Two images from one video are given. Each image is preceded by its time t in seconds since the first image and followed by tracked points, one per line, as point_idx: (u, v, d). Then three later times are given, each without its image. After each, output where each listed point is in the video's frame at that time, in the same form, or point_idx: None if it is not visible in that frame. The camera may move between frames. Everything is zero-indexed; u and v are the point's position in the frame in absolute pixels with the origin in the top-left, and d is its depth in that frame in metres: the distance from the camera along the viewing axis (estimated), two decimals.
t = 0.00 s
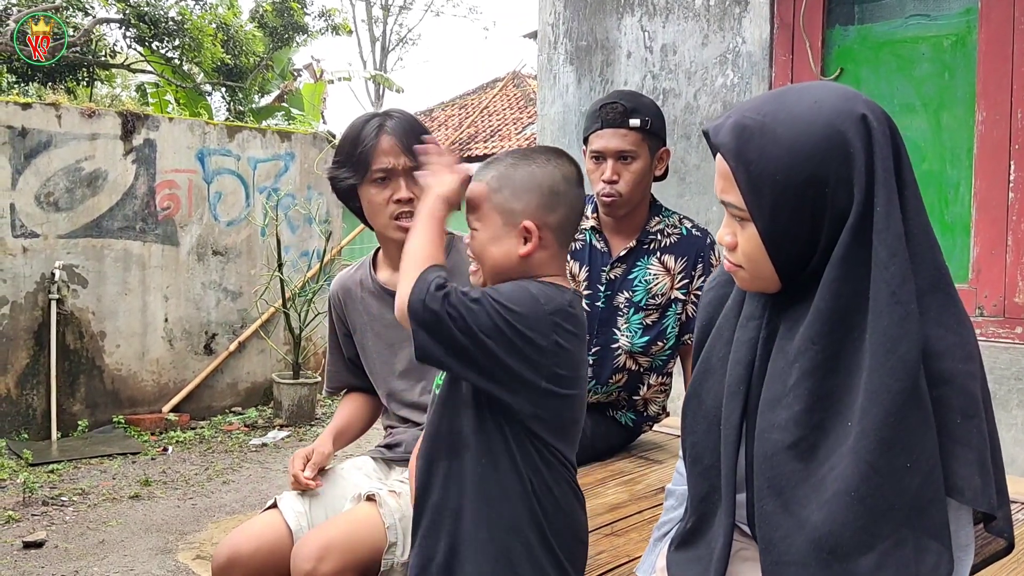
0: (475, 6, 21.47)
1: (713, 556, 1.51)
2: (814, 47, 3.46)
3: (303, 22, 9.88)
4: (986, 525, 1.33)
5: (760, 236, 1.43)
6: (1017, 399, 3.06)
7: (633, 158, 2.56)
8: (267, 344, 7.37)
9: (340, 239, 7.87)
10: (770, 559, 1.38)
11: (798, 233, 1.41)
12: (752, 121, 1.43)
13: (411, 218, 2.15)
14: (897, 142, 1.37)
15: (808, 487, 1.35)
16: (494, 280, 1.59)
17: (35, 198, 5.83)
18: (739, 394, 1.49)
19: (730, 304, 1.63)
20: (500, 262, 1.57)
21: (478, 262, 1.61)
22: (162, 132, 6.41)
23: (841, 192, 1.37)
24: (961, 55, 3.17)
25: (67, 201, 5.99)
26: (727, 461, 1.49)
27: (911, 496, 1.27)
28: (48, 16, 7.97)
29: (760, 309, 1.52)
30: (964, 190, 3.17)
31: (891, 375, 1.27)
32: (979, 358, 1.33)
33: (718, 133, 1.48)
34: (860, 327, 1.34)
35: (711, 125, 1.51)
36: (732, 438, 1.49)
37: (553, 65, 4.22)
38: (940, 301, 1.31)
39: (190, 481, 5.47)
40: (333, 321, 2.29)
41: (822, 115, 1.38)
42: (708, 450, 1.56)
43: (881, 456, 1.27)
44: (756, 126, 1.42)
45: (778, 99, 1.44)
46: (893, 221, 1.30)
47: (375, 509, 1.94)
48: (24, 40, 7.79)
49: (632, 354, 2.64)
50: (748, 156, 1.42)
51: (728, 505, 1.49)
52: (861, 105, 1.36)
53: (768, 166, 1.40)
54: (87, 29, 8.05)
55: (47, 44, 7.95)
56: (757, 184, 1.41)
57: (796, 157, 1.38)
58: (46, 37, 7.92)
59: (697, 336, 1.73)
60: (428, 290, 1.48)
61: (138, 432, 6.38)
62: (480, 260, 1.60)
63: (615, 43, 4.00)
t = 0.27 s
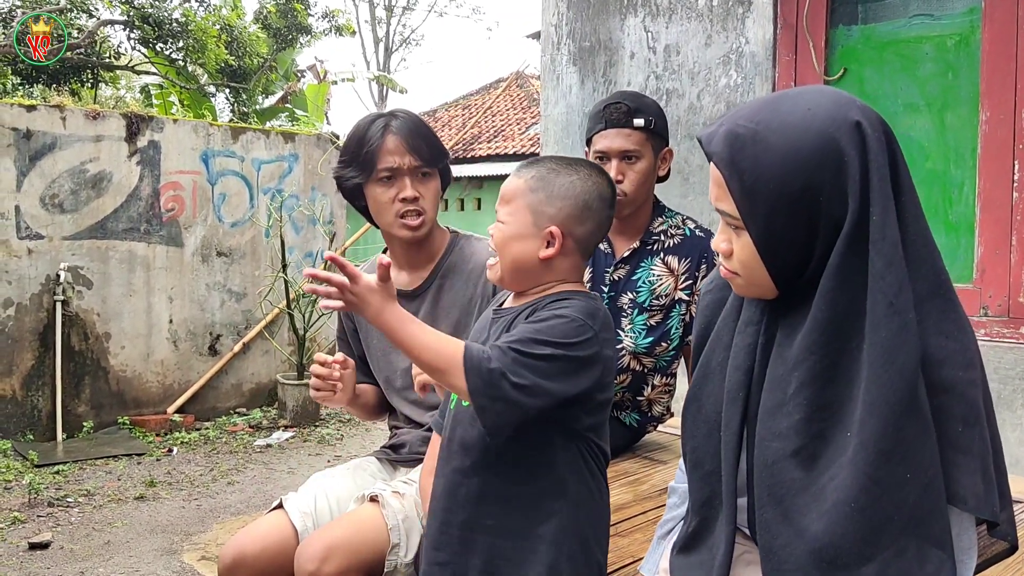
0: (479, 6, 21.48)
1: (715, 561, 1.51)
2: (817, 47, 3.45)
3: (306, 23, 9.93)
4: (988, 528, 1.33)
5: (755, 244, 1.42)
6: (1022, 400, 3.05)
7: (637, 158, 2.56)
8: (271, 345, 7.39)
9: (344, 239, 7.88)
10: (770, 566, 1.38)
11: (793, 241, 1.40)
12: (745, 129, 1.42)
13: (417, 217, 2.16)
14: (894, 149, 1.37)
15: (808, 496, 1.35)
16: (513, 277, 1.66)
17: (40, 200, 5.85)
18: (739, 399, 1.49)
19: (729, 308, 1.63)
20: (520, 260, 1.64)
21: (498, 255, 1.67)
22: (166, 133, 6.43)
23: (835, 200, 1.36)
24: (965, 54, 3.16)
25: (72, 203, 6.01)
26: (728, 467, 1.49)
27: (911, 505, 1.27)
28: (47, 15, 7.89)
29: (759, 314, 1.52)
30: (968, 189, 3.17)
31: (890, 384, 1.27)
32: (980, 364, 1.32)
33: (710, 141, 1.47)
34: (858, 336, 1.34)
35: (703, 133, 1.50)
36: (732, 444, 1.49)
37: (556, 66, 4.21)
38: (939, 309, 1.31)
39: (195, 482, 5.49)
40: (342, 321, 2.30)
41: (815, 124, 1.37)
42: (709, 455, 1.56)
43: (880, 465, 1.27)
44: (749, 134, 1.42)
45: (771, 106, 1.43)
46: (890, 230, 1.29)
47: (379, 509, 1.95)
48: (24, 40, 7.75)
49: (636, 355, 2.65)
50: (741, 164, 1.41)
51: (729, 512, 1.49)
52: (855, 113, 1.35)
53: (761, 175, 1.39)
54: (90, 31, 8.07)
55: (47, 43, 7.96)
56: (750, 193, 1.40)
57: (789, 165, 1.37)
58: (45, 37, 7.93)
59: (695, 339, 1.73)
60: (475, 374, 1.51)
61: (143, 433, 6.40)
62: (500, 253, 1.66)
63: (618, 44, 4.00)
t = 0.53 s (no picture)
0: (482, 7, 21.50)
1: (715, 565, 1.51)
2: (821, 47, 3.46)
3: (309, 25, 9.86)
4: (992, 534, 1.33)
5: (749, 249, 1.43)
6: None
7: (639, 158, 2.56)
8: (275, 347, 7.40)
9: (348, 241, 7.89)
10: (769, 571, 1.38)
11: (787, 248, 1.40)
12: (739, 135, 1.43)
13: (424, 216, 2.18)
14: (891, 154, 1.36)
15: (805, 503, 1.34)
16: (508, 277, 1.69)
17: (44, 202, 5.87)
18: (739, 403, 1.49)
19: (729, 311, 1.63)
20: (512, 260, 1.67)
21: (492, 259, 1.70)
22: (170, 135, 6.44)
23: (829, 208, 1.36)
24: (968, 54, 3.16)
25: (76, 205, 6.02)
26: (728, 471, 1.49)
27: (909, 512, 1.27)
28: (49, 16, 8.00)
29: (759, 317, 1.52)
30: (972, 190, 3.16)
31: (886, 391, 1.27)
32: (981, 370, 1.32)
33: (706, 147, 1.48)
34: (853, 343, 1.33)
35: (700, 138, 1.51)
36: (732, 449, 1.49)
37: (559, 67, 4.21)
38: (937, 316, 1.30)
39: (199, 483, 5.49)
40: (349, 321, 2.31)
41: (809, 130, 1.37)
42: (710, 459, 1.56)
43: (876, 473, 1.27)
44: (742, 140, 1.42)
45: (767, 112, 1.42)
46: (884, 237, 1.29)
47: (378, 508, 1.96)
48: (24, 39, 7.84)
49: (639, 356, 2.66)
50: (734, 171, 1.41)
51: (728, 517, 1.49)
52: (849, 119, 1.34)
53: (754, 181, 1.39)
54: (94, 33, 8.09)
55: (47, 43, 7.99)
56: (743, 199, 1.40)
57: (782, 172, 1.37)
58: (46, 37, 7.97)
59: (697, 342, 1.73)
60: (517, 424, 1.52)
61: (147, 434, 6.41)
62: (494, 258, 1.70)
63: (621, 45, 4.00)
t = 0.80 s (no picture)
0: (485, 8, 21.52)
1: (717, 564, 1.52)
2: (823, 48, 3.46)
3: (312, 27, 9.82)
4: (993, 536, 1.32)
5: (748, 249, 1.43)
6: None
7: (640, 159, 2.56)
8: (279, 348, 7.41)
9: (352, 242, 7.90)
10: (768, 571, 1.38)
11: (786, 249, 1.41)
12: (738, 136, 1.43)
13: (428, 216, 2.19)
14: (889, 155, 1.36)
15: (803, 502, 1.35)
16: (498, 279, 1.69)
17: (48, 205, 5.89)
18: (741, 403, 1.50)
19: (732, 312, 1.63)
20: (502, 263, 1.67)
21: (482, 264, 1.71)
22: (174, 137, 6.45)
23: (826, 209, 1.36)
24: (972, 54, 3.16)
25: (80, 207, 6.04)
26: (729, 471, 1.49)
27: (907, 513, 1.27)
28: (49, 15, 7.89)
29: (760, 317, 1.52)
30: (975, 190, 3.16)
31: (884, 392, 1.27)
32: (982, 372, 1.32)
33: (705, 147, 1.48)
34: (850, 344, 1.34)
35: (700, 138, 1.51)
36: (733, 449, 1.49)
37: (562, 68, 4.22)
38: (935, 317, 1.31)
39: (203, 485, 5.51)
40: (352, 323, 2.32)
41: (807, 131, 1.37)
42: (712, 459, 1.56)
43: (873, 473, 1.27)
44: (741, 140, 1.42)
45: (766, 113, 1.42)
46: (881, 238, 1.29)
47: (379, 507, 1.96)
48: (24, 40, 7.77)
49: (642, 357, 2.66)
50: (733, 172, 1.41)
51: (730, 517, 1.49)
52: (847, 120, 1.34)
53: (752, 181, 1.40)
54: (97, 36, 8.10)
55: (47, 43, 7.96)
56: (741, 199, 1.40)
57: (779, 173, 1.38)
58: (46, 37, 7.91)
59: (701, 342, 1.73)
60: (562, 473, 1.50)
61: (152, 436, 6.43)
62: (483, 262, 1.70)
63: (623, 46, 4.01)
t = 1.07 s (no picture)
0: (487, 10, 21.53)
1: (721, 560, 1.52)
2: (825, 47, 3.46)
3: (314, 28, 9.83)
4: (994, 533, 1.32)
5: (750, 243, 1.43)
6: None
7: (639, 158, 2.56)
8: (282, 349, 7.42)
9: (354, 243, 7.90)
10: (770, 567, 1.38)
11: (787, 244, 1.41)
12: (740, 130, 1.43)
13: (425, 216, 2.19)
14: (892, 150, 1.36)
15: (805, 497, 1.35)
16: (483, 281, 1.68)
17: (51, 206, 5.90)
18: (743, 399, 1.50)
19: (736, 308, 1.64)
20: (490, 266, 1.67)
21: (465, 267, 1.70)
22: (176, 139, 6.46)
23: (828, 204, 1.37)
24: (973, 53, 3.16)
25: (83, 209, 6.05)
26: (731, 467, 1.49)
27: (907, 508, 1.27)
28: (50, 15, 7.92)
29: (764, 313, 1.52)
30: (977, 189, 3.16)
31: (883, 386, 1.27)
32: (983, 368, 1.32)
33: (708, 142, 1.48)
34: (852, 338, 1.34)
35: (703, 133, 1.51)
36: (735, 445, 1.49)
37: (563, 68, 4.22)
38: (936, 312, 1.31)
39: (206, 485, 5.51)
40: (354, 324, 2.32)
41: (809, 127, 1.38)
42: (715, 456, 1.57)
43: (872, 467, 1.27)
44: (744, 135, 1.42)
45: (769, 108, 1.43)
46: (882, 232, 1.29)
47: (381, 507, 1.96)
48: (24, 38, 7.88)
49: (644, 356, 2.66)
50: (735, 166, 1.42)
51: (732, 513, 1.49)
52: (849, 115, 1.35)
53: (755, 175, 1.40)
54: (100, 38, 8.12)
55: (47, 43, 7.99)
56: (744, 194, 1.41)
57: (781, 168, 1.38)
58: (46, 37, 7.93)
59: (704, 340, 1.73)
60: (575, 476, 1.51)
61: (155, 437, 6.44)
62: (466, 265, 1.69)
63: (625, 46, 4.01)
